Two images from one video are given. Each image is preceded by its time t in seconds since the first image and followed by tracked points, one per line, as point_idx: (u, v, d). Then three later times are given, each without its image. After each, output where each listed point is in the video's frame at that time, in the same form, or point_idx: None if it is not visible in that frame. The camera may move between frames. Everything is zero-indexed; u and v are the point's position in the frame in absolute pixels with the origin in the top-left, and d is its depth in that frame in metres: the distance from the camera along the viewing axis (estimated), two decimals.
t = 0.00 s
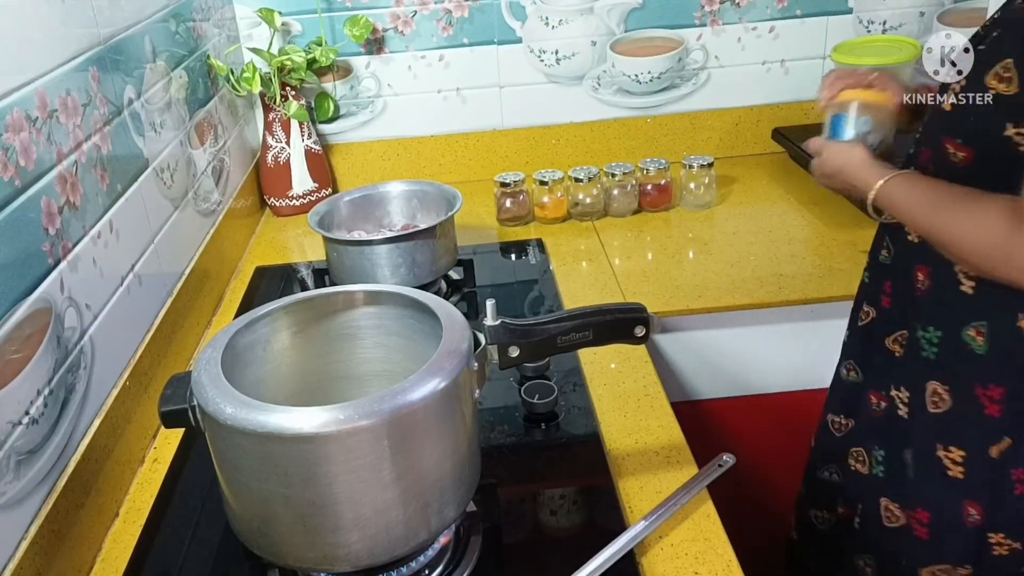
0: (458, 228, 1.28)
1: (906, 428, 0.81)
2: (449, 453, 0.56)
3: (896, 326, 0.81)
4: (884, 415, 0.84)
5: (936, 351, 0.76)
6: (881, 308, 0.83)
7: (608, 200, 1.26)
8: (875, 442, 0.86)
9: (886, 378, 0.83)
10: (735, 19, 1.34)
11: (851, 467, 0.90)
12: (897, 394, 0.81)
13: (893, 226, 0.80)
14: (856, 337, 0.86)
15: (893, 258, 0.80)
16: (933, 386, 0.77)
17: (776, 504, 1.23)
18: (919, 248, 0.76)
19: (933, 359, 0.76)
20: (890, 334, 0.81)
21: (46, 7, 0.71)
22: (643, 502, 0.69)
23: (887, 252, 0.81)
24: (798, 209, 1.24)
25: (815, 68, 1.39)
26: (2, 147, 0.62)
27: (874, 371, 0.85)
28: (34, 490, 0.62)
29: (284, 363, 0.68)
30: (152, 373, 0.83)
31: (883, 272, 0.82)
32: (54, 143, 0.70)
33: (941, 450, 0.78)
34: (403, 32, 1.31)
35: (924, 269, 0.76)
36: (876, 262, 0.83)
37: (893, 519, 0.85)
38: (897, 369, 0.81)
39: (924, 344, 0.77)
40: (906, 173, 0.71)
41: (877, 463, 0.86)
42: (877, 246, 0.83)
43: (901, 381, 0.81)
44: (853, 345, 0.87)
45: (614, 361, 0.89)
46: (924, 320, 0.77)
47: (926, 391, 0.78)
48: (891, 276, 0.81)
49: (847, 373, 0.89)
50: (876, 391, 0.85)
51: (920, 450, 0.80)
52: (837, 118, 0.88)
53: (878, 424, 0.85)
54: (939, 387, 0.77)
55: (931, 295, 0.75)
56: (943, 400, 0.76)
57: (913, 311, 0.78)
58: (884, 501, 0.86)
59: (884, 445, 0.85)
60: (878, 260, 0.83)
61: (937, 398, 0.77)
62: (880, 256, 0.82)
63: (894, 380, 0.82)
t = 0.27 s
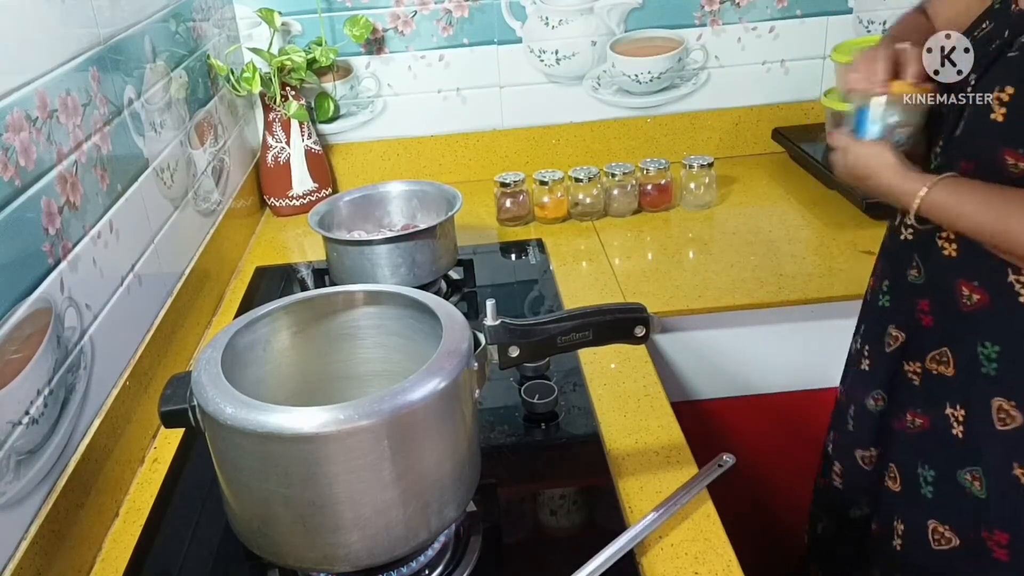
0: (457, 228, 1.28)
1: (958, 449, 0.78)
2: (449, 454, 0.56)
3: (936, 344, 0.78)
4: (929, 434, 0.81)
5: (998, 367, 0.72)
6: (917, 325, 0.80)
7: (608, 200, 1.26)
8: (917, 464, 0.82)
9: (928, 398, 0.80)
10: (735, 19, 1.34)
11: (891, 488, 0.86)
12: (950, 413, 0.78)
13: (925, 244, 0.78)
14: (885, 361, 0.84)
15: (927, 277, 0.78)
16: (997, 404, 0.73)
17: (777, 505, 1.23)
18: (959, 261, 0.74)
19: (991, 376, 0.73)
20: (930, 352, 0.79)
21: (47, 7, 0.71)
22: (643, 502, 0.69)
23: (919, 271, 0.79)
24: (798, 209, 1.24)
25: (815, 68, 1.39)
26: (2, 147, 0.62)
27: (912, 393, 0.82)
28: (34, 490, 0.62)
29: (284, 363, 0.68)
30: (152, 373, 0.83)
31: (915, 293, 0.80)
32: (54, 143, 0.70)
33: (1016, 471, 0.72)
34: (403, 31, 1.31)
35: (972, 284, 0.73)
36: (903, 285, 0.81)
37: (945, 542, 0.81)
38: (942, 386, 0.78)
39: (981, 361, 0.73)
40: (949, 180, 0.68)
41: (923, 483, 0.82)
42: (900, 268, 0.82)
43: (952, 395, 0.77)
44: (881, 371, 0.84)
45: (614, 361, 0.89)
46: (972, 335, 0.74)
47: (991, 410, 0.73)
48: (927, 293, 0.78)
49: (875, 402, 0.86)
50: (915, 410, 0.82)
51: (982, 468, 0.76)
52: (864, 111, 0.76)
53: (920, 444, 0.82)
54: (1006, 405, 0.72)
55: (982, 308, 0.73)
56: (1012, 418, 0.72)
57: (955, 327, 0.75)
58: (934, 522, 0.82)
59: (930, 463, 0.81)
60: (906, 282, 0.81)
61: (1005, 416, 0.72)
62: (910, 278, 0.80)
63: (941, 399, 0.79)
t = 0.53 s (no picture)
0: (458, 228, 1.28)
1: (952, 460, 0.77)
2: (449, 454, 0.56)
3: (930, 352, 0.78)
4: (923, 443, 0.80)
5: (1000, 377, 0.71)
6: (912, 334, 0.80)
7: (608, 200, 1.26)
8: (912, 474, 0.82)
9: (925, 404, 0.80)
10: (735, 19, 1.34)
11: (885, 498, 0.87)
12: (944, 423, 0.78)
13: (919, 251, 0.77)
14: (876, 368, 0.83)
15: (920, 285, 0.78)
16: (998, 415, 0.72)
17: (776, 506, 1.23)
18: (956, 269, 0.73)
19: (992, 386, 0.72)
20: (925, 360, 0.79)
21: (46, 7, 0.71)
22: (644, 502, 0.69)
23: (911, 278, 0.79)
24: (798, 209, 1.24)
25: (815, 68, 1.39)
26: (2, 147, 0.62)
27: (907, 401, 0.82)
28: (34, 490, 0.62)
29: (284, 363, 0.68)
30: (152, 373, 0.83)
31: (908, 299, 0.79)
32: (54, 143, 0.70)
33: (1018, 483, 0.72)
34: (403, 32, 1.31)
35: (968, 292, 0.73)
36: (896, 291, 0.80)
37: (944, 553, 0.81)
38: (937, 397, 0.78)
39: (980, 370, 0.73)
40: (977, 185, 0.65)
41: (918, 494, 0.82)
42: (893, 273, 0.81)
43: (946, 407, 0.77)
44: (873, 378, 0.84)
45: (614, 361, 0.89)
46: (967, 345, 0.74)
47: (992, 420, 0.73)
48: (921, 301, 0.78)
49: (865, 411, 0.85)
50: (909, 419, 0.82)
51: (980, 480, 0.75)
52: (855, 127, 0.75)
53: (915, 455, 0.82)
54: (1007, 416, 0.72)
55: (979, 317, 0.72)
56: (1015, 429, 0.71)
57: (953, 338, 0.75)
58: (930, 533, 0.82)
59: (925, 473, 0.81)
60: (899, 288, 0.80)
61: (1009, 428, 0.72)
62: (901, 284, 0.80)
63: (933, 408, 0.79)
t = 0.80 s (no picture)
0: (458, 228, 1.28)
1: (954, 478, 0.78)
2: (449, 454, 0.56)
3: (923, 369, 0.78)
4: (919, 462, 0.81)
5: (995, 396, 0.72)
6: (903, 349, 0.80)
7: (609, 200, 1.26)
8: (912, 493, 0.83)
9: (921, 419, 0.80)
10: (735, 19, 1.34)
11: (880, 518, 0.88)
12: (942, 442, 0.78)
13: (908, 264, 0.78)
14: (866, 383, 0.84)
15: (909, 299, 0.78)
16: (997, 433, 0.72)
17: (776, 507, 1.23)
18: (947, 285, 0.74)
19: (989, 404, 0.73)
20: (917, 377, 0.79)
21: (46, 7, 0.71)
22: (644, 502, 0.69)
23: (900, 292, 0.79)
24: (798, 209, 1.24)
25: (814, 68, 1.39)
26: (2, 147, 0.62)
27: (898, 419, 0.83)
28: (34, 490, 0.62)
29: (284, 363, 0.68)
30: (152, 373, 0.83)
31: (897, 314, 0.79)
32: (54, 143, 0.70)
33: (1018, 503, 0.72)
34: (403, 32, 1.31)
35: (961, 308, 0.73)
36: (885, 304, 0.81)
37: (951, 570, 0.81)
38: (931, 414, 0.79)
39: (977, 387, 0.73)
40: (973, 206, 0.65)
41: (920, 512, 0.83)
42: (883, 288, 0.81)
43: (943, 425, 0.77)
44: (864, 393, 0.85)
45: (614, 361, 0.89)
46: (960, 363, 0.74)
47: (991, 440, 0.73)
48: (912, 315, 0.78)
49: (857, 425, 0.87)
50: (902, 438, 0.83)
51: (986, 499, 0.75)
52: (856, 131, 0.71)
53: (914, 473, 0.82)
54: (1006, 435, 0.72)
55: (971, 334, 0.73)
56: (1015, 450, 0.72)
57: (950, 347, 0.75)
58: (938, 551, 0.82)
59: (927, 492, 0.81)
60: (888, 302, 0.80)
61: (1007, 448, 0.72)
62: (890, 298, 0.80)
63: (931, 429, 0.79)
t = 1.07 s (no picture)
0: (458, 228, 1.28)
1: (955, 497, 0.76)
2: (449, 454, 0.56)
3: (924, 388, 0.76)
4: (918, 480, 0.79)
5: (1000, 414, 0.70)
6: (902, 368, 0.78)
7: (609, 200, 1.26)
8: (910, 511, 0.81)
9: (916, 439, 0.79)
10: (735, 19, 1.34)
11: (880, 537, 0.86)
12: (943, 459, 0.76)
13: (907, 281, 0.76)
14: (862, 401, 0.82)
15: (908, 315, 0.76)
16: (1002, 451, 0.71)
17: (777, 510, 1.23)
18: (948, 301, 0.72)
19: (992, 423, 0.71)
20: (916, 396, 0.77)
21: (47, 7, 0.71)
22: (643, 502, 0.69)
23: (899, 308, 0.77)
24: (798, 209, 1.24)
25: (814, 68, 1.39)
26: (2, 147, 0.62)
27: (897, 437, 0.81)
28: (34, 490, 0.62)
29: (284, 363, 0.68)
30: (152, 373, 0.83)
31: (896, 331, 0.78)
32: (54, 143, 0.70)
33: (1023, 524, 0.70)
34: (403, 32, 1.31)
35: (963, 325, 0.71)
36: (883, 320, 0.79)
37: None
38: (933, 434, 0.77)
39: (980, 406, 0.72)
40: (978, 227, 0.63)
41: (919, 533, 0.81)
42: (880, 304, 0.79)
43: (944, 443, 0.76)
44: (860, 411, 0.83)
45: (614, 361, 0.89)
46: (960, 381, 0.73)
47: (996, 459, 0.71)
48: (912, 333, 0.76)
49: (853, 443, 0.85)
50: (901, 456, 0.80)
51: (989, 519, 0.74)
52: (840, 159, 0.68)
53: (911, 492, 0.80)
54: (1012, 454, 0.70)
55: (973, 352, 0.71)
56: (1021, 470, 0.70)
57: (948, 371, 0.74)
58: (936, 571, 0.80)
59: (929, 512, 0.79)
60: (886, 318, 0.78)
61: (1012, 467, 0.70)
62: (888, 315, 0.78)
63: (928, 448, 0.77)
